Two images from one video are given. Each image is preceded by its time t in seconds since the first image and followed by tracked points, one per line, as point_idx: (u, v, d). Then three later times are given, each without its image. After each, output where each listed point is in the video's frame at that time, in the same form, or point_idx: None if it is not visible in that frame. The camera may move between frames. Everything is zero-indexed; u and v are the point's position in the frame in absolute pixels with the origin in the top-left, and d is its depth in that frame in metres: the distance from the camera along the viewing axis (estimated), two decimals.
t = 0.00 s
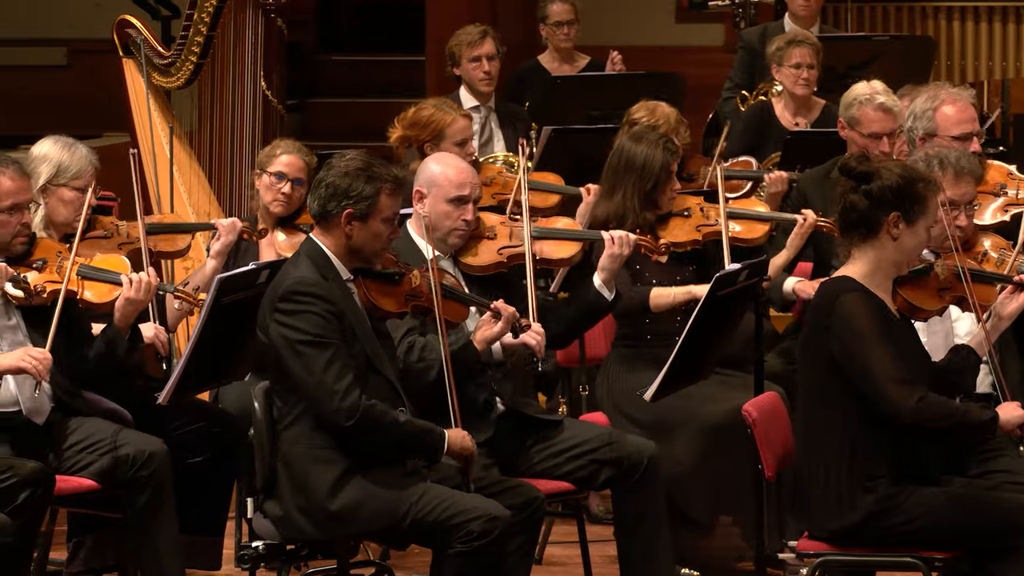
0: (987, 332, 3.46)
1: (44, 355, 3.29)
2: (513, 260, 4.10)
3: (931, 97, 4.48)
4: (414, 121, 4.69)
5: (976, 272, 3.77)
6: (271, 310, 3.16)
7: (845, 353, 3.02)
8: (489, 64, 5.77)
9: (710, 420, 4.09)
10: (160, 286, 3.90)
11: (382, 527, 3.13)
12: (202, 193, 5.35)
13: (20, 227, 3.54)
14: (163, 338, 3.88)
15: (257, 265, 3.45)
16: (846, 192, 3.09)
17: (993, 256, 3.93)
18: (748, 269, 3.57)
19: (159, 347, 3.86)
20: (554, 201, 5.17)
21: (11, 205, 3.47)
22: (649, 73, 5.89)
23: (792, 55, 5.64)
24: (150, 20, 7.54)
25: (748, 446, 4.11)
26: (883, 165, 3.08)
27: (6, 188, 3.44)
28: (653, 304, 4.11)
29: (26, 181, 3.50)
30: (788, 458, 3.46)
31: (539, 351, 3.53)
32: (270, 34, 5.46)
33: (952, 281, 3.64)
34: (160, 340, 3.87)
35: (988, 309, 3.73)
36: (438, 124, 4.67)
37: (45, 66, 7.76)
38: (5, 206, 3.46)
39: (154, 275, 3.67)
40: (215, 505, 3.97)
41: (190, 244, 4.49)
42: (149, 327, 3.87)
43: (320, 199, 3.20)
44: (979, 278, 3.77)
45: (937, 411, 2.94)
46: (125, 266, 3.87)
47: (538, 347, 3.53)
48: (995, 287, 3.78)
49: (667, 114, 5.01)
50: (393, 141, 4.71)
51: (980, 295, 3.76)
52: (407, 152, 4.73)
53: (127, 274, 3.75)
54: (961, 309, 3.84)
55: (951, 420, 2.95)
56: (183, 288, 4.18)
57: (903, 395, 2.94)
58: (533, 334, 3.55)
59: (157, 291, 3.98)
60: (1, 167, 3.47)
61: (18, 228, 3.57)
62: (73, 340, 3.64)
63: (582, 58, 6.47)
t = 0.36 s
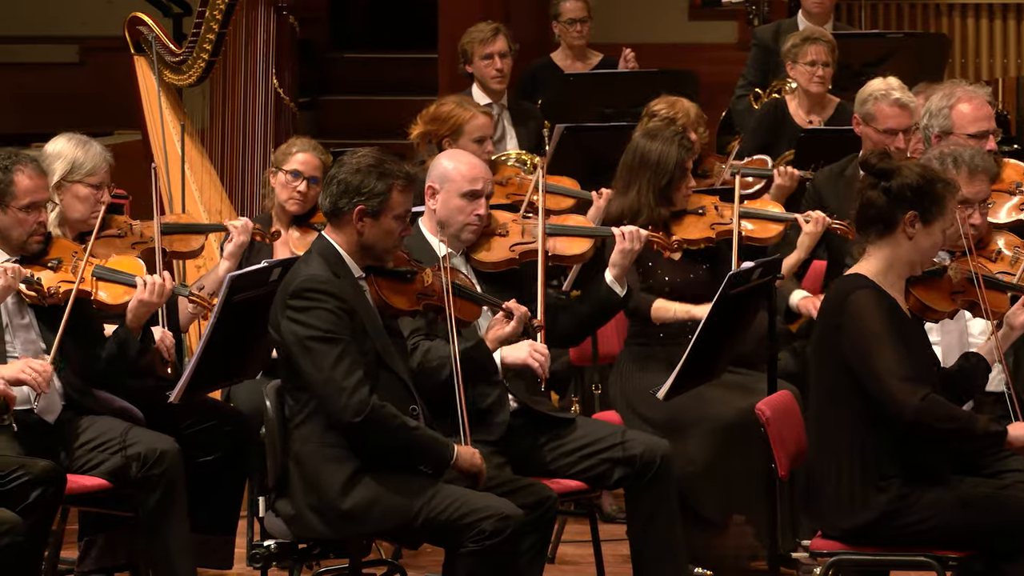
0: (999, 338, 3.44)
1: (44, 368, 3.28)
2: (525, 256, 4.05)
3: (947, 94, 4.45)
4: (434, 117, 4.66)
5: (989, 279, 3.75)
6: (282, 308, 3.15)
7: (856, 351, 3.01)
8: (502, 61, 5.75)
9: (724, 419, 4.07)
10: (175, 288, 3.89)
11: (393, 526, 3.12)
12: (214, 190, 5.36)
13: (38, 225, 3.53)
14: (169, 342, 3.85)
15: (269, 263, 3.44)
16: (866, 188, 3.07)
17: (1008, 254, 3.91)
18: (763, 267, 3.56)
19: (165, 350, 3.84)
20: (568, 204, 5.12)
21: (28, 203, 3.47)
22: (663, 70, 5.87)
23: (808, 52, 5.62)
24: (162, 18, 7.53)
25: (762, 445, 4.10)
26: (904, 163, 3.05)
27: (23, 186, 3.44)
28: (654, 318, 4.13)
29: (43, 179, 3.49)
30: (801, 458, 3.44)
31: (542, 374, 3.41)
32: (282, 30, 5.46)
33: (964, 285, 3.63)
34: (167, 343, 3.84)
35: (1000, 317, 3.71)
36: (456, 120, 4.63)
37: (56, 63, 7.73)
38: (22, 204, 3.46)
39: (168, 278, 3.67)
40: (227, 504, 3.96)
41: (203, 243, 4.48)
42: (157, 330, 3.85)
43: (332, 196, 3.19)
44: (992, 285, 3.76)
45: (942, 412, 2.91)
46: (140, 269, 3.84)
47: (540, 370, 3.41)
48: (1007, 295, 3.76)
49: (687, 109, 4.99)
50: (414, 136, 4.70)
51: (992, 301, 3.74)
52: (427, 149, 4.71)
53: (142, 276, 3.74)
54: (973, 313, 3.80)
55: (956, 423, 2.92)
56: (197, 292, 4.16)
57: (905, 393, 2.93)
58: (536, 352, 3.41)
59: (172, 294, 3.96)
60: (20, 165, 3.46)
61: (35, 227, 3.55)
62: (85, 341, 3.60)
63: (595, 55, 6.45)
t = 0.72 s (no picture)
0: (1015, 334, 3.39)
1: (68, 345, 3.26)
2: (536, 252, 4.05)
3: (967, 91, 4.41)
4: (450, 115, 4.61)
5: (1009, 279, 3.70)
6: (295, 307, 3.13)
7: (874, 345, 2.99)
8: (517, 58, 5.72)
9: (739, 417, 4.04)
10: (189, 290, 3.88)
11: (407, 525, 3.10)
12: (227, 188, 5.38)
13: (52, 225, 3.52)
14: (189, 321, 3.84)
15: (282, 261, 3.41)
16: (881, 184, 3.06)
17: None
18: (778, 265, 3.53)
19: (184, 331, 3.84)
20: (584, 204, 5.06)
21: (43, 202, 3.46)
22: (678, 67, 5.83)
23: (823, 49, 5.58)
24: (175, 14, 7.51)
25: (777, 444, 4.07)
26: (921, 160, 3.05)
27: (37, 185, 3.44)
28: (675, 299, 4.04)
29: (57, 178, 3.49)
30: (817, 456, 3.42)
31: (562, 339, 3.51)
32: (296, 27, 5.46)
33: (982, 284, 3.62)
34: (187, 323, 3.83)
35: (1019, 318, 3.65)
36: (473, 119, 4.58)
37: (69, 60, 7.71)
38: (37, 203, 3.45)
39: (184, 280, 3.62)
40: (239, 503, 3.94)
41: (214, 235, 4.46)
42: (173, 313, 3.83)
43: (346, 194, 3.16)
44: (1012, 284, 3.70)
45: (964, 400, 2.89)
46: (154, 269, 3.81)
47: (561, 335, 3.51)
48: None
49: (701, 108, 4.96)
50: (428, 132, 4.69)
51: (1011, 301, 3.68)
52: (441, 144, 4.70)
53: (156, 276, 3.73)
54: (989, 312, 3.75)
55: (979, 409, 2.90)
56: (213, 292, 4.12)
57: (928, 385, 2.90)
58: (557, 317, 3.53)
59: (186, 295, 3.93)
60: (35, 165, 3.46)
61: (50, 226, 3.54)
62: (100, 341, 3.59)
63: (610, 52, 6.43)
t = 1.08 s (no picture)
0: None
1: (85, 338, 3.23)
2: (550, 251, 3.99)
3: (984, 88, 4.37)
4: (461, 112, 4.58)
5: None
6: (308, 305, 3.11)
7: (898, 337, 2.98)
8: (531, 55, 5.69)
9: (755, 417, 4.01)
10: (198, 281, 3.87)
11: (422, 525, 3.07)
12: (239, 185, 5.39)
13: (57, 220, 3.50)
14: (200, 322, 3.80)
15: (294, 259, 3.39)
16: (896, 182, 3.06)
17: None
18: (794, 263, 3.49)
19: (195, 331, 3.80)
20: (598, 199, 5.04)
21: (47, 197, 3.44)
22: (693, 64, 5.80)
23: (837, 46, 5.54)
24: (188, 12, 7.48)
25: (793, 443, 4.05)
26: (937, 158, 3.03)
27: (41, 180, 3.42)
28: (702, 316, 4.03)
29: (62, 173, 3.47)
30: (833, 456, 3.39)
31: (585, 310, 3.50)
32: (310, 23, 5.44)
33: (999, 280, 3.60)
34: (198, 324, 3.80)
35: None
36: (484, 116, 4.55)
37: (81, 56, 7.68)
38: (40, 198, 3.44)
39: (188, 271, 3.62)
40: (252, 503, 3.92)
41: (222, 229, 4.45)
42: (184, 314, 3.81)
43: (358, 193, 3.14)
44: None
45: (1000, 374, 2.90)
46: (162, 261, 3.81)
47: (582, 306, 3.50)
48: None
49: (716, 108, 4.91)
50: (439, 130, 4.64)
51: None
52: (453, 142, 4.68)
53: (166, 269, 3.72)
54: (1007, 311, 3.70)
55: (1017, 381, 2.91)
56: (222, 283, 4.12)
57: (965, 362, 2.90)
58: (574, 288, 3.51)
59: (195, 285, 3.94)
60: (38, 159, 3.45)
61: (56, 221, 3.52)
62: (109, 336, 3.57)
63: (625, 48, 6.39)
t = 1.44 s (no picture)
0: None
1: (84, 355, 3.22)
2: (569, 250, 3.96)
3: (1004, 85, 4.33)
4: (478, 108, 4.55)
5: None
6: (321, 302, 3.09)
7: (911, 338, 2.97)
8: (546, 52, 5.66)
9: (772, 415, 3.99)
10: (214, 278, 3.86)
11: (435, 525, 3.05)
12: (252, 184, 5.38)
13: (72, 216, 3.49)
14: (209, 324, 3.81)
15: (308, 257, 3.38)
16: (919, 180, 3.03)
17: None
18: (811, 260, 3.47)
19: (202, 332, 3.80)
20: (613, 196, 5.04)
21: (62, 193, 3.42)
22: (709, 60, 5.77)
23: (851, 42, 5.49)
24: (202, 9, 7.46)
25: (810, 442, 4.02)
26: (961, 157, 3.00)
27: (56, 176, 3.40)
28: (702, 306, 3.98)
29: (77, 169, 3.45)
30: (850, 455, 3.36)
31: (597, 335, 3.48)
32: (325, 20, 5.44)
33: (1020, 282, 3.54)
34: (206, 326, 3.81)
35: None
36: (501, 112, 4.52)
37: (94, 53, 7.65)
38: (55, 194, 3.41)
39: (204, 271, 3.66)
40: (266, 503, 3.90)
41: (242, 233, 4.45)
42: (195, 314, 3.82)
43: (371, 189, 3.13)
44: None
45: (1008, 384, 2.85)
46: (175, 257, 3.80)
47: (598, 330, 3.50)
48: None
49: (744, 107, 4.88)
50: (457, 127, 4.60)
51: None
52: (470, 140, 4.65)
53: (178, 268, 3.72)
54: None
55: None
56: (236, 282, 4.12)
57: (969, 367, 2.87)
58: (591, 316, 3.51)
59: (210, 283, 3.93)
60: (54, 155, 3.42)
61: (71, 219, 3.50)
62: (121, 333, 3.55)
63: (640, 45, 6.36)
